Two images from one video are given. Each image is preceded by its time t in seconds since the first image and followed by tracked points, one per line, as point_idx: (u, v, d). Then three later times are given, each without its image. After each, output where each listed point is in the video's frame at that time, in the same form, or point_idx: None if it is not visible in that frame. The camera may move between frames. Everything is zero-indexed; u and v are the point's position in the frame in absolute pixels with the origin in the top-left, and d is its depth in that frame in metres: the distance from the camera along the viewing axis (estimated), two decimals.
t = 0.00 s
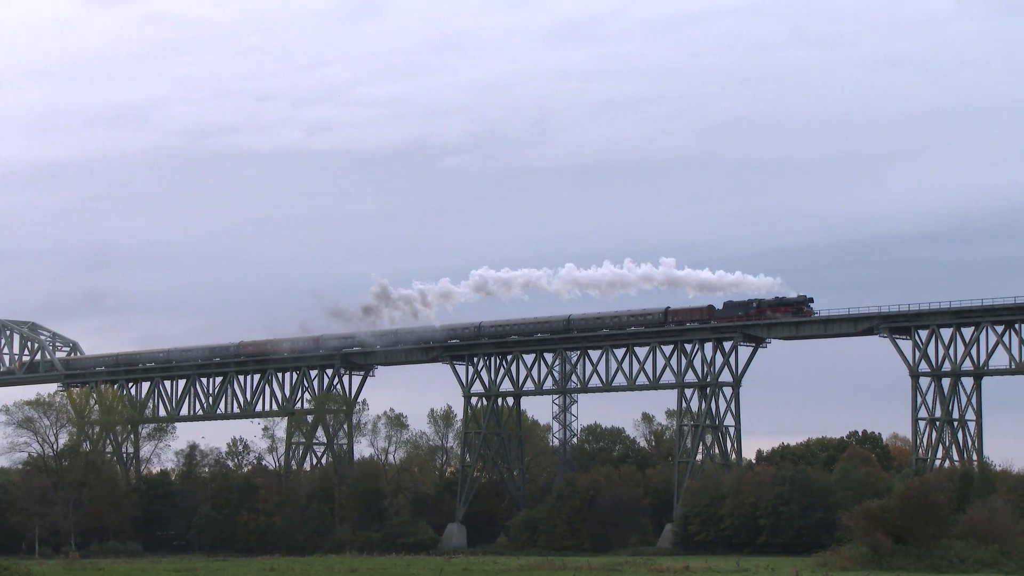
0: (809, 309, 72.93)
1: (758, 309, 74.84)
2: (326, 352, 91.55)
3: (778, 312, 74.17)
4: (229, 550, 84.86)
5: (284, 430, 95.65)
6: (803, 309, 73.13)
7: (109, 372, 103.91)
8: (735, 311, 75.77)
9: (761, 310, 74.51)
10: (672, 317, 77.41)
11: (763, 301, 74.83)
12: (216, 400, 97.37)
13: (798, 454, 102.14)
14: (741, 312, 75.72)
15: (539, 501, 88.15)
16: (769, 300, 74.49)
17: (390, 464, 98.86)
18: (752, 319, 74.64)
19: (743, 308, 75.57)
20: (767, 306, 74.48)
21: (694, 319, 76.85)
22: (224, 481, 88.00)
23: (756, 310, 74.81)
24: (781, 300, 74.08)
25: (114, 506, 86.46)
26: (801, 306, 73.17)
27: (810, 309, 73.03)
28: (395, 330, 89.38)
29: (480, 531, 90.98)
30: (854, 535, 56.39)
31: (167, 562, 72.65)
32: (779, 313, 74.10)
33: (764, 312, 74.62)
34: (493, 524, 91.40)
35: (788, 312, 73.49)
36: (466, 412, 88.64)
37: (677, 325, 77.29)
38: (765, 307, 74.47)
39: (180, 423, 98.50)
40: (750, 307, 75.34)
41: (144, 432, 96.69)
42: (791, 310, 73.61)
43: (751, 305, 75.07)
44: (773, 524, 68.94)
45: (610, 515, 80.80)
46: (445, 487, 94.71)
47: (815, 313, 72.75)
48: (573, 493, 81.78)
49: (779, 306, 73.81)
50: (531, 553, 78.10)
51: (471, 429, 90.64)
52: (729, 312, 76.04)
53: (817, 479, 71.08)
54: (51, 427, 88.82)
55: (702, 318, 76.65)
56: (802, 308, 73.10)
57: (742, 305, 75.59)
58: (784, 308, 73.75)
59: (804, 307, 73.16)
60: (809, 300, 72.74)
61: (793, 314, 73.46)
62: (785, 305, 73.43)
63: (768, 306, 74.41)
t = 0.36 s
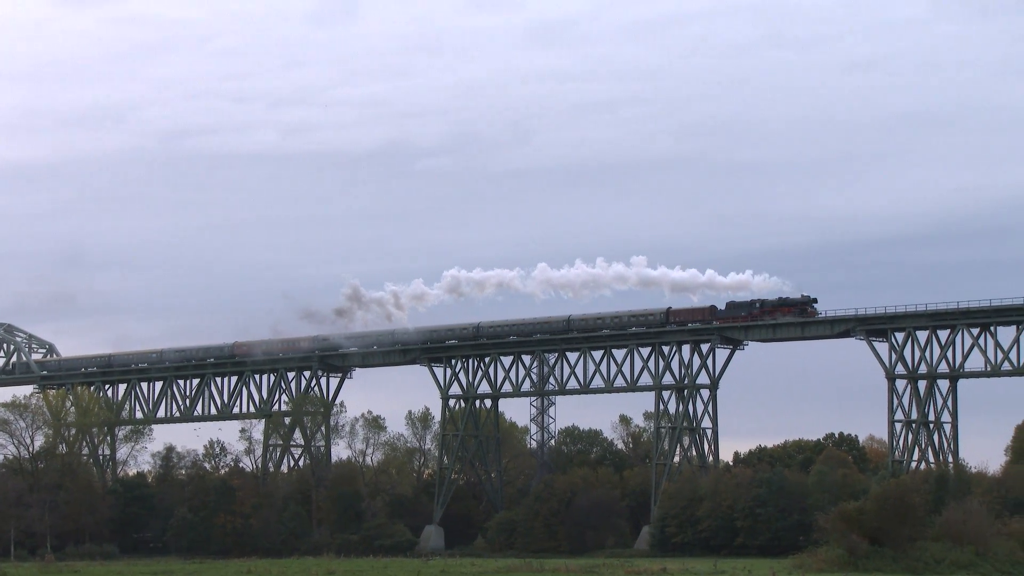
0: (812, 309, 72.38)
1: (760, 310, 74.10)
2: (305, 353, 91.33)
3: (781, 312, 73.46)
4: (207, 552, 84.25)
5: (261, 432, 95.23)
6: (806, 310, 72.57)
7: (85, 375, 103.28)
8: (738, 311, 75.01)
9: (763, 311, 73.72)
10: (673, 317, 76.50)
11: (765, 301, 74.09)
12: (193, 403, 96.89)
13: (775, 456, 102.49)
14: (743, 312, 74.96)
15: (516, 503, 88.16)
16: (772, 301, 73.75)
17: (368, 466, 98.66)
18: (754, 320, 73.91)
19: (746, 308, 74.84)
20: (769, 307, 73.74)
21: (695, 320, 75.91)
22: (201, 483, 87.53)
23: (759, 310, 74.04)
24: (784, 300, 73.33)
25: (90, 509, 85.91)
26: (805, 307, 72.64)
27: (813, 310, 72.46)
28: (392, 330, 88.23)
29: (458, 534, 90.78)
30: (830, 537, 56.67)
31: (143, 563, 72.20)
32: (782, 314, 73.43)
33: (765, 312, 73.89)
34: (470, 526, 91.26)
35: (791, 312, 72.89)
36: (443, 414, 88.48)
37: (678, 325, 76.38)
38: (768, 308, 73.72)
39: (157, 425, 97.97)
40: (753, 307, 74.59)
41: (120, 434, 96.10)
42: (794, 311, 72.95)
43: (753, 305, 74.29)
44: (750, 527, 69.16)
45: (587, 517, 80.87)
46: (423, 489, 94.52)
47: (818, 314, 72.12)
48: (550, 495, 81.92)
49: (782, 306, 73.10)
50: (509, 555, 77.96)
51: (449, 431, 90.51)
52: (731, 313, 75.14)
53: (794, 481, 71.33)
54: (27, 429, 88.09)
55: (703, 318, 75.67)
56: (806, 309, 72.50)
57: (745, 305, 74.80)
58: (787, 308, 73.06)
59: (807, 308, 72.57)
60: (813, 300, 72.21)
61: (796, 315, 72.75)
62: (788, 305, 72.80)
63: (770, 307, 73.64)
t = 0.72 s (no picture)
0: (813, 309, 71.63)
1: (761, 309, 73.33)
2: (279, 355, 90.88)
3: (782, 312, 72.75)
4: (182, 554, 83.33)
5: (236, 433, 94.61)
6: (808, 310, 71.86)
7: (59, 376, 102.41)
8: (739, 311, 74.20)
9: (765, 310, 73.05)
10: (673, 317, 75.65)
11: (766, 301, 73.43)
12: (168, 404, 96.21)
13: (749, 457, 102.76)
14: (744, 312, 74.13)
15: (491, 505, 88.02)
16: (773, 300, 73.09)
17: (342, 467, 98.31)
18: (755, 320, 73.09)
19: (747, 308, 74.04)
20: (770, 306, 73.07)
21: (695, 319, 75.13)
22: (175, 484, 86.93)
23: (760, 309, 73.30)
24: (785, 300, 72.72)
25: (64, 512, 85.16)
26: (807, 307, 71.93)
27: (815, 310, 71.73)
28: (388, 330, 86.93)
29: (433, 536, 90.52)
30: (804, 538, 56.87)
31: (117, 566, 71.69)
32: (783, 314, 72.75)
33: (766, 312, 73.13)
34: (445, 528, 91.02)
35: (793, 312, 72.22)
36: (418, 415, 88.17)
37: (678, 325, 75.52)
38: (769, 307, 73.04)
39: (132, 426, 97.22)
40: (754, 307, 73.79)
41: (94, 435, 95.25)
42: (796, 311, 72.29)
43: (754, 305, 73.54)
44: (724, 528, 69.23)
45: (562, 519, 80.79)
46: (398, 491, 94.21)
47: (819, 313, 71.33)
48: (526, 496, 81.83)
49: (784, 305, 72.50)
50: (484, 556, 77.77)
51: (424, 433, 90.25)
52: (732, 313, 74.29)
53: (768, 482, 71.45)
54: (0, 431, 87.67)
55: (703, 318, 74.89)
56: (807, 308, 71.81)
57: (746, 305, 74.03)
58: (788, 308, 72.43)
59: (809, 308, 71.85)
60: (814, 300, 71.46)
61: (797, 314, 72.04)
62: (790, 305, 72.15)
63: (771, 306, 73.00)
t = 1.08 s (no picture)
0: (816, 309, 71.44)
1: (763, 308, 72.64)
2: (254, 355, 90.50)
3: (783, 311, 72.23)
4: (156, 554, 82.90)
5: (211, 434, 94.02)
6: (810, 309, 71.59)
7: (31, 376, 101.54)
8: (740, 310, 73.39)
9: (767, 309, 72.30)
10: (674, 316, 75.07)
11: (768, 301, 72.67)
12: (142, 404, 95.57)
13: (724, 458, 103.04)
14: (744, 311, 73.37)
15: (466, 506, 87.92)
16: (775, 300, 72.34)
17: (317, 468, 98.07)
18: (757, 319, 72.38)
19: (748, 308, 73.27)
20: (772, 305, 72.32)
21: (695, 319, 74.58)
22: (149, 485, 86.36)
23: (762, 309, 72.62)
24: (787, 300, 72.06)
25: (35, 513, 84.11)
26: (808, 306, 71.67)
27: (817, 309, 71.52)
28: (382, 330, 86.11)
29: (408, 537, 90.31)
30: (778, 538, 57.06)
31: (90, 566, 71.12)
32: (784, 313, 72.16)
33: (769, 311, 72.37)
34: (421, 529, 90.86)
35: (795, 312, 71.70)
36: (394, 416, 87.93)
37: (678, 324, 74.96)
38: (771, 307, 72.31)
39: (106, 426, 96.51)
40: (755, 306, 73.10)
41: (67, 436, 94.47)
42: (798, 310, 71.83)
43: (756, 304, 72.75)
44: (699, 529, 69.39)
45: (537, 520, 80.78)
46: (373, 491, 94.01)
47: (823, 313, 71.12)
48: (501, 497, 81.83)
49: (786, 305, 71.81)
50: (459, 557, 77.65)
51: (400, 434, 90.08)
52: (733, 312, 73.55)
53: (743, 483, 71.67)
54: None
55: (704, 318, 74.33)
56: (809, 308, 71.54)
57: (747, 304, 73.24)
58: (790, 307, 71.80)
59: (811, 308, 71.65)
60: (817, 299, 71.28)
61: (800, 314, 71.68)
62: (793, 304, 71.59)
63: (774, 305, 72.23)
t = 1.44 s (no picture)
0: (820, 308, 70.92)
1: (766, 308, 71.66)
2: (231, 355, 89.98)
3: (787, 310, 71.47)
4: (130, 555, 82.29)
5: (187, 434, 93.42)
6: (814, 308, 71.03)
7: (4, 377, 100.65)
8: (742, 309, 72.42)
9: (771, 308, 71.38)
10: (675, 315, 74.11)
11: (771, 300, 71.80)
12: (117, 405, 94.91)
13: (700, 458, 103.28)
14: (747, 310, 72.42)
15: (443, 506, 87.71)
16: (778, 299, 71.46)
17: (294, 469, 97.71)
18: (761, 318, 71.47)
19: (750, 306, 72.30)
20: (776, 305, 71.45)
21: (698, 318, 73.67)
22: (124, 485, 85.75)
23: (765, 309, 71.59)
24: (790, 299, 71.32)
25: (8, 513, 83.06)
26: (812, 305, 71.09)
27: (821, 309, 71.04)
28: (379, 329, 84.71)
29: (384, 537, 90.04)
30: (754, 538, 57.21)
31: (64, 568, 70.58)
32: (788, 312, 71.38)
33: (772, 311, 71.47)
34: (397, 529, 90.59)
35: (799, 311, 71.03)
36: (370, 416, 87.65)
37: (679, 323, 74.10)
38: (775, 306, 71.37)
39: (80, 427, 95.78)
40: (758, 305, 72.10)
41: (41, 436, 93.66)
42: (801, 309, 71.19)
43: (759, 303, 71.80)
44: (675, 529, 69.49)
45: (514, 520, 80.72)
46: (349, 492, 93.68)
47: (827, 313, 70.62)
48: (477, 498, 81.75)
49: (790, 305, 71.08)
50: (435, 557, 77.46)
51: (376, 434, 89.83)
52: (736, 311, 72.56)
53: (719, 483, 71.80)
54: None
55: (705, 317, 73.40)
56: (814, 307, 70.97)
57: (749, 303, 72.29)
58: (794, 306, 71.11)
59: (815, 306, 71.06)
60: (821, 298, 70.72)
61: (804, 313, 71.08)
62: (798, 302, 70.89)
63: (777, 305, 71.34)
